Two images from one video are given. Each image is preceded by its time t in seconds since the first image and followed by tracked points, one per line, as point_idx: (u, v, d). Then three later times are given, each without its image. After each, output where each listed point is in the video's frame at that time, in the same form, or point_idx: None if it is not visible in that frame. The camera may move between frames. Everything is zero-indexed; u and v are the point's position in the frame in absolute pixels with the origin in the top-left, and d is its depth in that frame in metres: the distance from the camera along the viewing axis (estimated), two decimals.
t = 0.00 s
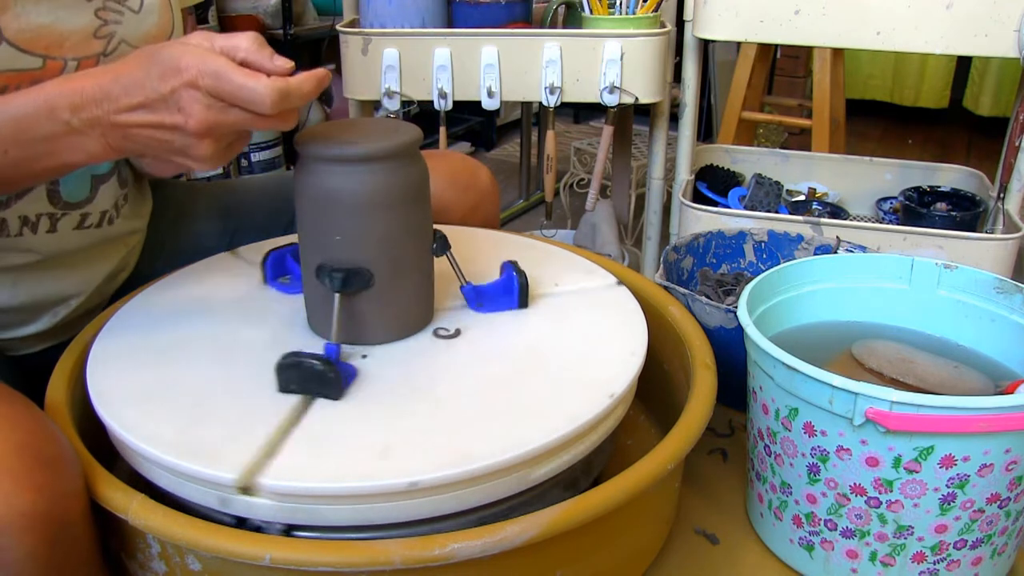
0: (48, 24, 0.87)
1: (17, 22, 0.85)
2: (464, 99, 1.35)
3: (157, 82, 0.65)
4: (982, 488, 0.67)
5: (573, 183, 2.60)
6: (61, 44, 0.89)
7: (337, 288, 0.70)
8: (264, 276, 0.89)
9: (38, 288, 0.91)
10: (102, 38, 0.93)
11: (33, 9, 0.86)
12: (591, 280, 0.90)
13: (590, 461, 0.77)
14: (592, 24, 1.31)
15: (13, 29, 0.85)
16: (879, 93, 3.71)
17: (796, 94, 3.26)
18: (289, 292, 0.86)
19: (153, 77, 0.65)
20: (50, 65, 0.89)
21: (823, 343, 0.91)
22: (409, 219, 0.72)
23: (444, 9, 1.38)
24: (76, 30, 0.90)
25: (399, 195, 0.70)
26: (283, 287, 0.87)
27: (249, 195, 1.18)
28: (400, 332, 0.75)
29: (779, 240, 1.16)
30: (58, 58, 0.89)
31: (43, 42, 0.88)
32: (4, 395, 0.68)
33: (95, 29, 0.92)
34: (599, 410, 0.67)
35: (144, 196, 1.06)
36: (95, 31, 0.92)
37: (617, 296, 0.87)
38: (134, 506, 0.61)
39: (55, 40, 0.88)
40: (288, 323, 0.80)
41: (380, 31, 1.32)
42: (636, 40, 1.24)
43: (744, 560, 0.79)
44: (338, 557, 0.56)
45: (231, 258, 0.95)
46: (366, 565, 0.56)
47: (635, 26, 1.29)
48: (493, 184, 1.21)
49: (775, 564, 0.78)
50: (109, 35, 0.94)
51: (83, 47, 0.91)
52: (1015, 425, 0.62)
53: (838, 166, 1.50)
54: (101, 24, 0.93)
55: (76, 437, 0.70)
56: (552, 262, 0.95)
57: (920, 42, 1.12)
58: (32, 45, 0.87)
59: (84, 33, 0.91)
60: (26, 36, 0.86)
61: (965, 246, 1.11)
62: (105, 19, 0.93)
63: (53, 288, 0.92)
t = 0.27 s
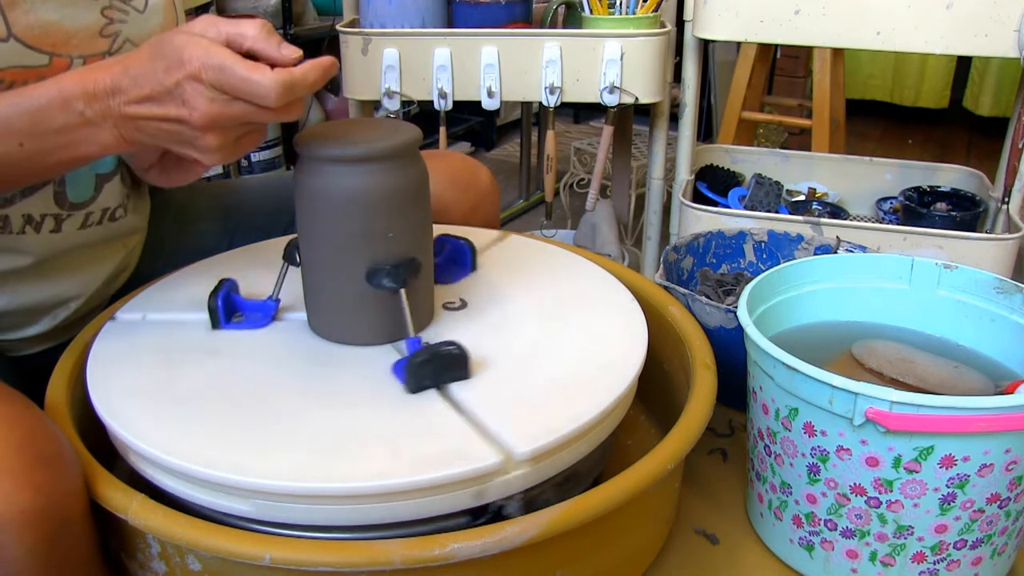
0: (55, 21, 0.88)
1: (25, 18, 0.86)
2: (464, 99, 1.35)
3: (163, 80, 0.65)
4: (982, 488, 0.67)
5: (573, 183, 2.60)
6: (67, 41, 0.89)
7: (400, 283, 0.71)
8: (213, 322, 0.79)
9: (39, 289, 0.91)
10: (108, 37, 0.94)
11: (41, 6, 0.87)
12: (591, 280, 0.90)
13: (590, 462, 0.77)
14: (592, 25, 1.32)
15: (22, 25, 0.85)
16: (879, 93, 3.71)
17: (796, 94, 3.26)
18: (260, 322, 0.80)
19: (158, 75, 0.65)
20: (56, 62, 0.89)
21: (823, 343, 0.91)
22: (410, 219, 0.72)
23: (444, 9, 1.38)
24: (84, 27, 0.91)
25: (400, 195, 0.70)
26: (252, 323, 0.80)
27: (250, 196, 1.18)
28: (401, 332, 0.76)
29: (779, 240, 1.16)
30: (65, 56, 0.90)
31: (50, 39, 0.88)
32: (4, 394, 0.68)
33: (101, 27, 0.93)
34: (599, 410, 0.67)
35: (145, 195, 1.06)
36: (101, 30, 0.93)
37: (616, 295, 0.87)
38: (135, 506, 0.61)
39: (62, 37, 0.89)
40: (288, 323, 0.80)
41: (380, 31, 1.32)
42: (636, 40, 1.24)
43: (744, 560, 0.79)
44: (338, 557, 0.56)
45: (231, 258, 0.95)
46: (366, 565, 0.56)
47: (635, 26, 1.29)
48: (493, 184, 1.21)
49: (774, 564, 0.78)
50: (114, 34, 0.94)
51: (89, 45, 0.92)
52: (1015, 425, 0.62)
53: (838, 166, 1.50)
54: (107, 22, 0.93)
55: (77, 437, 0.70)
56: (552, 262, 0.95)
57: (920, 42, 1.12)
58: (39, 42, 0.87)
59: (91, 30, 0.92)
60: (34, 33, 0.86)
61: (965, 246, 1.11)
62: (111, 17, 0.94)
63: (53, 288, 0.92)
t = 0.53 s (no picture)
0: (57, 24, 0.89)
1: (29, 21, 0.86)
2: (464, 99, 1.35)
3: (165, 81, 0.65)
4: (982, 488, 0.67)
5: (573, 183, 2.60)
6: (69, 44, 0.90)
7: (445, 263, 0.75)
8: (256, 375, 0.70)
9: (39, 289, 0.91)
10: (112, 39, 0.95)
11: (44, 9, 0.87)
12: (591, 280, 0.90)
13: (590, 462, 0.77)
14: (592, 24, 1.32)
15: (25, 28, 0.85)
16: (879, 93, 3.71)
17: (796, 94, 3.26)
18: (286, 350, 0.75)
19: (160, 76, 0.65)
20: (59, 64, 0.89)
21: (823, 343, 0.91)
22: (410, 219, 0.72)
23: (444, 9, 1.38)
24: (86, 30, 0.91)
25: (400, 195, 0.70)
26: (288, 361, 0.73)
27: (250, 196, 1.18)
28: (401, 332, 0.76)
29: (779, 240, 1.16)
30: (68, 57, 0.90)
31: (53, 41, 0.88)
32: (4, 394, 0.68)
33: (104, 30, 0.94)
34: (598, 410, 0.67)
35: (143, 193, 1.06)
36: (104, 32, 0.94)
37: (616, 295, 0.87)
38: (134, 506, 0.61)
39: (65, 40, 0.89)
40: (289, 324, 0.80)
41: (380, 31, 1.32)
42: (636, 40, 1.24)
43: (744, 560, 0.79)
44: (338, 557, 0.56)
45: (231, 258, 0.95)
46: (366, 565, 0.56)
47: (635, 26, 1.29)
48: (493, 184, 1.21)
49: (774, 564, 0.78)
50: (118, 36, 0.95)
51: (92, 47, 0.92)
52: (1015, 425, 0.62)
53: (838, 166, 1.50)
54: (110, 25, 0.95)
55: (77, 437, 0.70)
56: (552, 262, 0.95)
57: (920, 42, 1.12)
58: (42, 45, 0.87)
59: (94, 32, 0.92)
60: (37, 36, 0.87)
61: (965, 246, 1.11)
62: (114, 20, 0.95)
63: (53, 287, 0.92)
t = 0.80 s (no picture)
0: (59, 27, 0.89)
1: (31, 24, 0.86)
2: (464, 99, 1.35)
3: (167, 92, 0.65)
4: (982, 488, 0.67)
5: (573, 183, 2.60)
6: (71, 46, 0.90)
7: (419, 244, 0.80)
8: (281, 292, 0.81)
9: (39, 289, 0.90)
10: (114, 42, 0.95)
11: (47, 12, 0.87)
12: (591, 280, 0.90)
13: (590, 462, 0.77)
14: (592, 24, 1.32)
15: (27, 31, 0.85)
16: (879, 93, 3.71)
17: (796, 94, 3.26)
18: (266, 307, 0.83)
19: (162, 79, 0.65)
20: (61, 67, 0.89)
21: (823, 343, 0.91)
22: (410, 219, 0.72)
23: (444, 9, 1.38)
24: (89, 33, 0.91)
25: (400, 196, 0.70)
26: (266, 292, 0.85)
27: (250, 196, 1.18)
28: (401, 332, 0.76)
29: (779, 240, 1.16)
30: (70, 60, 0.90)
31: (55, 44, 0.88)
32: (5, 394, 0.68)
33: (106, 33, 0.94)
34: (599, 410, 0.67)
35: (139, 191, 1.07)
36: (106, 35, 0.94)
37: (616, 295, 0.87)
38: (134, 506, 0.61)
39: (67, 43, 0.89)
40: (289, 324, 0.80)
41: (380, 31, 1.32)
42: (636, 40, 1.24)
43: (744, 560, 0.79)
44: (338, 557, 0.56)
45: (231, 258, 0.95)
46: (366, 565, 0.56)
47: (635, 26, 1.29)
48: (493, 184, 1.21)
49: (775, 564, 0.78)
50: (120, 40, 0.96)
51: (94, 50, 0.92)
52: (1015, 425, 0.62)
53: (838, 166, 1.50)
54: (113, 28, 0.95)
55: (76, 437, 0.70)
56: (552, 262, 0.95)
57: (920, 42, 1.12)
58: (44, 48, 0.87)
59: (96, 35, 0.93)
60: (40, 39, 0.87)
61: (965, 246, 1.11)
62: (116, 23, 0.95)
63: (53, 287, 0.92)
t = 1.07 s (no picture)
0: (66, 30, 0.89)
1: (39, 26, 0.86)
2: (464, 99, 1.35)
3: (171, 94, 0.65)
4: (982, 488, 0.67)
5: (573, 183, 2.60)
6: (78, 49, 0.90)
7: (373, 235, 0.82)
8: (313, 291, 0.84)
9: (39, 290, 0.90)
10: (120, 45, 0.95)
11: (54, 14, 0.87)
12: (592, 280, 0.90)
13: (590, 462, 0.77)
14: (592, 24, 1.32)
15: (35, 33, 0.85)
16: (879, 93, 3.71)
17: (796, 94, 3.26)
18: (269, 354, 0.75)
19: (166, 81, 0.65)
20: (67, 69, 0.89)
21: (823, 343, 0.91)
22: (410, 219, 0.72)
23: (444, 9, 1.38)
24: (96, 35, 0.92)
25: (400, 196, 0.70)
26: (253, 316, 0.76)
27: (250, 196, 1.18)
28: (401, 332, 0.76)
29: (779, 240, 1.16)
30: (76, 63, 0.90)
31: (62, 47, 0.88)
32: (5, 394, 0.68)
33: (113, 36, 0.94)
34: (599, 410, 0.67)
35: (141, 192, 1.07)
36: (112, 38, 0.94)
37: (616, 295, 0.87)
38: (135, 506, 0.61)
39: (73, 45, 0.89)
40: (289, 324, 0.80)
41: (380, 30, 1.32)
42: (636, 40, 1.24)
43: (744, 560, 0.79)
44: (338, 557, 0.56)
45: (231, 258, 0.95)
46: (366, 565, 0.56)
47: (635, 26, 1.29)
48: (493, 184, 1.21)
49: (775, 564, 0.78)
50: (125, 42, 0.96)
51: (100, 52, 0.93)
52: (1015, 425, 0.62)
53: (838, 166, 1.50)
54: (119, 31, 0.95)
55: (77, 437, 0.70)
56: (552, 262, 0.95)
57: (921, 42, 1.11)
58: (50, 50, 0.87)
59: (102, 38, 0.93)
60: (46, 41, 0.87)
61: (965, 246, 1.11)
62: (123, 26, 0.95)
63: (54, 287, 0.92)
